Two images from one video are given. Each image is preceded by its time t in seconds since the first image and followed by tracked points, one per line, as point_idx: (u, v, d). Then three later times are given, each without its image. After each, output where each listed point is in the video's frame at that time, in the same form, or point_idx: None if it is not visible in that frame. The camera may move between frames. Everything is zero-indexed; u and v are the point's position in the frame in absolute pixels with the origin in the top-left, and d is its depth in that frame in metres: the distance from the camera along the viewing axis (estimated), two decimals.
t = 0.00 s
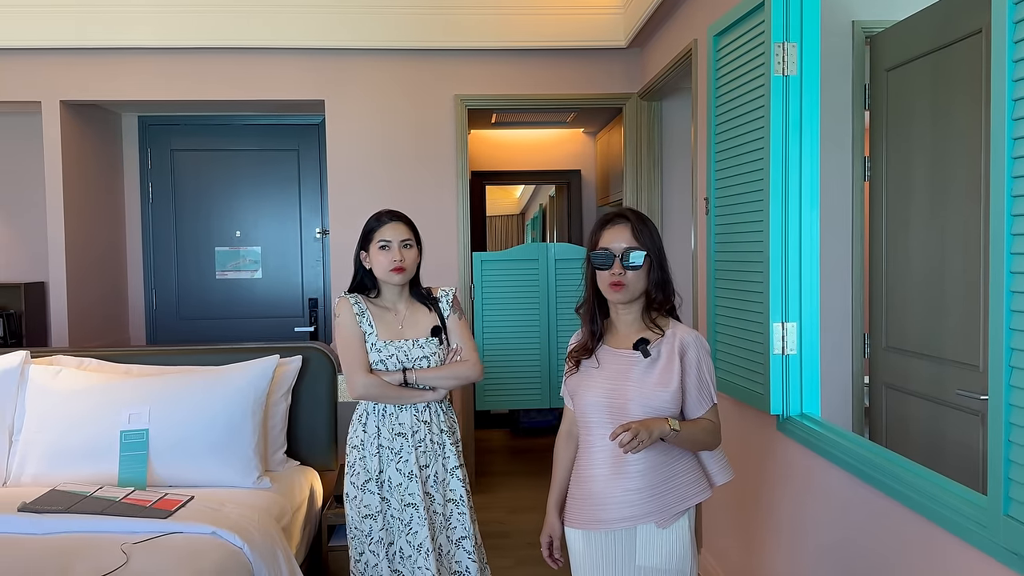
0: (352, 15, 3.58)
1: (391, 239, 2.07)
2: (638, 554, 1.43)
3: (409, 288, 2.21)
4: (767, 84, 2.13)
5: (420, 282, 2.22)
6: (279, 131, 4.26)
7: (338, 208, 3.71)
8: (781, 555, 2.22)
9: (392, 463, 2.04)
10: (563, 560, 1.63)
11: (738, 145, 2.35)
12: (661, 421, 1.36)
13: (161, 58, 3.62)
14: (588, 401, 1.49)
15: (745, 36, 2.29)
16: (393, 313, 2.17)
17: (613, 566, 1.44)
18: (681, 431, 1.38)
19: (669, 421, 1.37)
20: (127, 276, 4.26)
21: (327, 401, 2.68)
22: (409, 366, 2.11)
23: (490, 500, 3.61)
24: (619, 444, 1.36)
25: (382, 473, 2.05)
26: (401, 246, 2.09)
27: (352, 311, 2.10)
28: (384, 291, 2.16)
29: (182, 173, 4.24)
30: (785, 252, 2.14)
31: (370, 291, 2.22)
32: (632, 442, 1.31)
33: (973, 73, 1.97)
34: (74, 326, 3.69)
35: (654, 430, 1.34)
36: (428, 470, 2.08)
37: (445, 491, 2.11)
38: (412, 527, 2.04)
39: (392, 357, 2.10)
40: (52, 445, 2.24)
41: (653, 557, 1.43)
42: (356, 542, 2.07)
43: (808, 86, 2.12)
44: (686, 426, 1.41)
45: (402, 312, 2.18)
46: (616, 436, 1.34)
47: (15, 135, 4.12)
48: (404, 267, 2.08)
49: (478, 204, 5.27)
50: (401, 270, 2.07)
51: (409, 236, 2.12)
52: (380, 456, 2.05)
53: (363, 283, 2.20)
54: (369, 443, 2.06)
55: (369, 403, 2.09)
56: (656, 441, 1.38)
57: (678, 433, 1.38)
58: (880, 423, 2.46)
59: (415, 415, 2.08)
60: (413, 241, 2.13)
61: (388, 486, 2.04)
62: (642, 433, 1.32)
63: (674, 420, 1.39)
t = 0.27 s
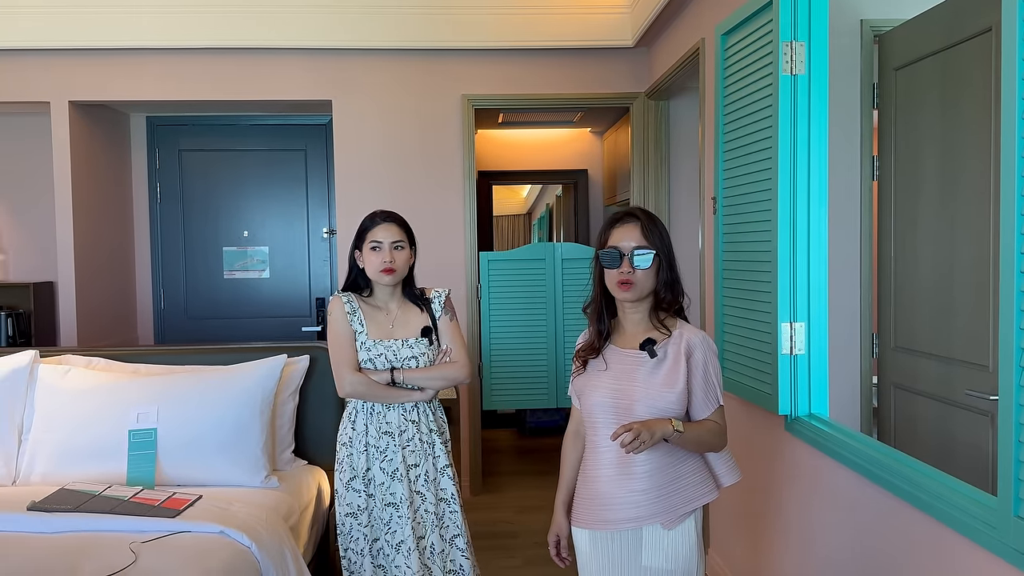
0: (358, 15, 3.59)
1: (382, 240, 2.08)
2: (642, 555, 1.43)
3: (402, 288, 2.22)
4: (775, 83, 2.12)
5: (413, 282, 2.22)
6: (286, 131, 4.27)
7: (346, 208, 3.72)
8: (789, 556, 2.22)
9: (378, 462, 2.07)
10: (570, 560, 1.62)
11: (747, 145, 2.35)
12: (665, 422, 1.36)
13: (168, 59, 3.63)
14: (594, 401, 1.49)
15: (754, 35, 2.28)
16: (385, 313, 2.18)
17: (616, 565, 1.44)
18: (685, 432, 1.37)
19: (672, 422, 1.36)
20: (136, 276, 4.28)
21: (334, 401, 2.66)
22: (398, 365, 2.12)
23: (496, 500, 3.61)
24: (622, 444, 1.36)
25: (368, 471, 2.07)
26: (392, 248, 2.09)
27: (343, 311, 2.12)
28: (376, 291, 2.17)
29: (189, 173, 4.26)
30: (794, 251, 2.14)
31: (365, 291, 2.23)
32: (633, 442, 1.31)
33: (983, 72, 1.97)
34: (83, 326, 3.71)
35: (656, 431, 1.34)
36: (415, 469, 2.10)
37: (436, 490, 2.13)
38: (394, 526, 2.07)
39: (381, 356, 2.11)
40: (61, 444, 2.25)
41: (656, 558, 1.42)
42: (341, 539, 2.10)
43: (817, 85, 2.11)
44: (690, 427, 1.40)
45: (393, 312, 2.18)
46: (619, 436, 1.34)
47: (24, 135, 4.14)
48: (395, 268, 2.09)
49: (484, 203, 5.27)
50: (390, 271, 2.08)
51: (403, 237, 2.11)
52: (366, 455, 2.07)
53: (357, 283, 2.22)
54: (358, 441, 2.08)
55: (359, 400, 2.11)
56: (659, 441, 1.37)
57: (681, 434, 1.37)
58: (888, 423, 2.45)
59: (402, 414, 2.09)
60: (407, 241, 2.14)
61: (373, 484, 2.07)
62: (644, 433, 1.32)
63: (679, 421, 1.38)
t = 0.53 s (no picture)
0: (364, 15, 3.59)
1: (385, 240, 2.07)
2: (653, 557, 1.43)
3: (406, 287, 2.21)
4: (783, 82, 2.12)
5: (416, 281, 2.22)
6: (293, 131, 4.28)
7: (352, 208, 3.72)
8: (797, 556, 2.21)
9: (377, 461, 2.08)
10: (578, 560, 1.62)
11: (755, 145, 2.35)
12: (674, 423, 1.35)
13: (175, 59, 3.64)
14: (603, 401, 1.49)
15: (762, 34, 2.28)
16: (388, 313, 2.18)
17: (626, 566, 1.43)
18: (695, 432, 1.37)
19: (682, 423, 1.36)
20: (144, 276, 4.29)
21: (341, 402, 2.67)
22: (401, 365, 2.13)
23: (503, 500, 3.61)
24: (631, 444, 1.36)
25: (368, 470, 2.08)
26: (395, 247, 2.09)
27: (347, 310, 2.12)
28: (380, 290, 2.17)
29: (197, 173, 4.27)
30: (803, 251, 2.13)
31: (369, 290, 2.23)
32: (643, 444, 1.31)
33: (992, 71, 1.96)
34: (92, 326, 3.72)
35: (666, 432, 1.34)
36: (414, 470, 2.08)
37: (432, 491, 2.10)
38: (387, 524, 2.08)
39: (384, 356, 2.12)
40: (70, 444, 2.26)
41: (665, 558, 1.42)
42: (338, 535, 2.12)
43: (825, 84, 2.11)
44: (700, 428, 1.39)
45: (397, 312, 2.18)
46: (629, 437, 1.33)
47: (32, 136, 4.15)
48: (397, 267, 2.09)
49: (490, 203, 5.27)
50: (393, 271, 2.07)
51: (406, 236, 2.11)
52: (366, 453, 2.08)
53: (361, 283, 2.22)
54: (358, 440, 2.09)
55: (363, 401, 2.12)
56: (669, 442, 1.37)
57: (691, 434, 1.37)
58: (897, 423, 2.44)
59: (405, 414, 2.10)
60: (410, 241, 2.13)
61: (370, 483, 2.08)
62: (655, 434, 1.32)
63: (689, 422, 1.38)
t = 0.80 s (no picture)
0: (370, 15, 3.60)
1: (401, 239, 2.09)
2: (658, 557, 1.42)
3: (421, 287, 2.22)
4: (790, 81, 2.11)
5: (431, 281, 2.23)
6: (300, 131, 4.29)
7: (358, 208, 3.73)
8: (803, 556, 2.21)
9: (389, 462, 2.06)
10: (584, 561, 1.62)
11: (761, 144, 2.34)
12: (681, 423, 1.35)
13: (181, 60, 3.66)
14: (609, 402, 1.49)
15: (768, 34, 2.27)
16: (403, 313, 2.18)
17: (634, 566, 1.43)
18: (702, 432, 1.37)
19: (689, 423, 1.36)
20: (151, 276, 4.31)
21: (346, 404, 2.68)
22: (416, 366, 2.13)
23: (508, 500, 3.61)
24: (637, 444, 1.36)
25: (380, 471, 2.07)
26: (411, 247, 2.10)
27: (361, 310, 2.13)
28: (395, 291, 2.18)
29: (204, 173, 4.28)
30: (809, 251, 2.13)
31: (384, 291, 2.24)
32: (650, 444, 1.31)
33: (999, 69, 1.95)
34: (99, 325, 3.74)
35: (673, 432, 1.33)
36: (426, 470, 2.09)
37: (441, 490, 2.10)
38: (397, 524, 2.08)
39: (399, 356, 2.12)
40: (77, 443, 2.27)
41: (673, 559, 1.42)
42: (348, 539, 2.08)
43: (831, 84, 2.10)
44: (707, 427, 1.39)
45: (411, 312, 2.19)
46: (635, 437, 1.33)
47: (40, 136, 4.17)
48: (414, 267, 2.10)
49: (496, 203, 5.27)
50: (409, 271, 2.08)
51: (421, 236, 2.13)
52: (379, 454, 2.07)
53: (376, 283, 2.23)
54: (372, 442, 2.08)
55: (377, 402, 2.11)
56: (676, 442, 1.37)
57: (698, 434, 1.36)
58: (904, 423, 2.43)
59: (420, 415, 2.09)
60: (425, 242, 2.14)
61: (381, 485, 2.06)
62: (661, 434, 1.32)
63: (695, 422, 1.37)
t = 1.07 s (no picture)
0: (375, 15, 3.60)
1: (430, 238, 2.07)
2: (660, 554, 1.42)
3: (447, 286, 2.19)
4: (795, 81, 2.11)
5: (458, 281, 2.20)
6: (305, 132, 4.30)
7: (363, 208, 3.73)
8: (809, 556, 2.20)
9: (419, 463, 2.00)
10: (588, 559, 1.62)
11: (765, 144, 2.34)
12: (682, 422, 1.35)
13: (187, 60, 3.67)
14: (611, 401, 1.49)
15: (773, 33, 2.27)
16: (431, 313, 2.14)
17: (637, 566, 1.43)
18: (703, 431, 1.36)
19: (690, 421, 1.36)
20: (157, 276, 4.32)
21: (352, 405, 2.69)
22: (445, 366, 2.09)
23: (513, 499, 3.61)
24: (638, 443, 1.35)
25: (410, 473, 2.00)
26: (439, 245, 2.08)
27: (390, 309, 2.09)
28: (422, 290, 2.15)
29: (209, 173, 4.29)
30: (814, 251, 2.12)
31: (409, 290, 2.20)
32: (650, 442, 1.31)
33: (1005, 68, 1.95)
34: (105, 325, 3.75)
35: (673, 431, 1.33)
36: (455, 471, 2.03)
37: (468, 491, 2.04)
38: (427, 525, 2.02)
39: (429, 357, 2.08)
40: (83, 442, 2.28)
41: (676, 558, 1.41)
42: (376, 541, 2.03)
43: (836, 84, 2.10)
44: (708, 426, 1.39)
45: (439, 312, 2.15)
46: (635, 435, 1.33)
47: (46, 137, 4.19)
48: (442, 266, 2.07)
49: (500, 203, 5.28)
50: (439, 270, 2.05)
51: (448, 235, 2.10)
52: (407, 455, 2.01)
53: (402, 282, 2.19)
54: (401, 443, 2.02)
55: (405, 401, 2.05)
56: (676, 441, 1.36)
57: (699, 433, 1.36)
58: (909, 423, 2.43)
59: (449, 415, 2.04)
60: (451, 240, 2.11)
61: (411, 486, 2.00)
62: (662, 433, 1.32)
63: (696, 421, 1.37)
